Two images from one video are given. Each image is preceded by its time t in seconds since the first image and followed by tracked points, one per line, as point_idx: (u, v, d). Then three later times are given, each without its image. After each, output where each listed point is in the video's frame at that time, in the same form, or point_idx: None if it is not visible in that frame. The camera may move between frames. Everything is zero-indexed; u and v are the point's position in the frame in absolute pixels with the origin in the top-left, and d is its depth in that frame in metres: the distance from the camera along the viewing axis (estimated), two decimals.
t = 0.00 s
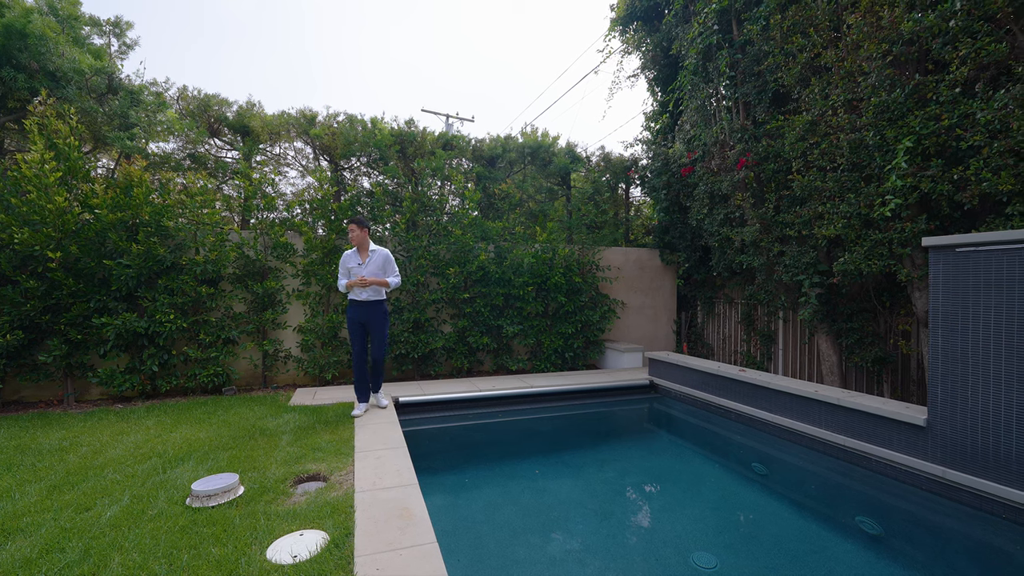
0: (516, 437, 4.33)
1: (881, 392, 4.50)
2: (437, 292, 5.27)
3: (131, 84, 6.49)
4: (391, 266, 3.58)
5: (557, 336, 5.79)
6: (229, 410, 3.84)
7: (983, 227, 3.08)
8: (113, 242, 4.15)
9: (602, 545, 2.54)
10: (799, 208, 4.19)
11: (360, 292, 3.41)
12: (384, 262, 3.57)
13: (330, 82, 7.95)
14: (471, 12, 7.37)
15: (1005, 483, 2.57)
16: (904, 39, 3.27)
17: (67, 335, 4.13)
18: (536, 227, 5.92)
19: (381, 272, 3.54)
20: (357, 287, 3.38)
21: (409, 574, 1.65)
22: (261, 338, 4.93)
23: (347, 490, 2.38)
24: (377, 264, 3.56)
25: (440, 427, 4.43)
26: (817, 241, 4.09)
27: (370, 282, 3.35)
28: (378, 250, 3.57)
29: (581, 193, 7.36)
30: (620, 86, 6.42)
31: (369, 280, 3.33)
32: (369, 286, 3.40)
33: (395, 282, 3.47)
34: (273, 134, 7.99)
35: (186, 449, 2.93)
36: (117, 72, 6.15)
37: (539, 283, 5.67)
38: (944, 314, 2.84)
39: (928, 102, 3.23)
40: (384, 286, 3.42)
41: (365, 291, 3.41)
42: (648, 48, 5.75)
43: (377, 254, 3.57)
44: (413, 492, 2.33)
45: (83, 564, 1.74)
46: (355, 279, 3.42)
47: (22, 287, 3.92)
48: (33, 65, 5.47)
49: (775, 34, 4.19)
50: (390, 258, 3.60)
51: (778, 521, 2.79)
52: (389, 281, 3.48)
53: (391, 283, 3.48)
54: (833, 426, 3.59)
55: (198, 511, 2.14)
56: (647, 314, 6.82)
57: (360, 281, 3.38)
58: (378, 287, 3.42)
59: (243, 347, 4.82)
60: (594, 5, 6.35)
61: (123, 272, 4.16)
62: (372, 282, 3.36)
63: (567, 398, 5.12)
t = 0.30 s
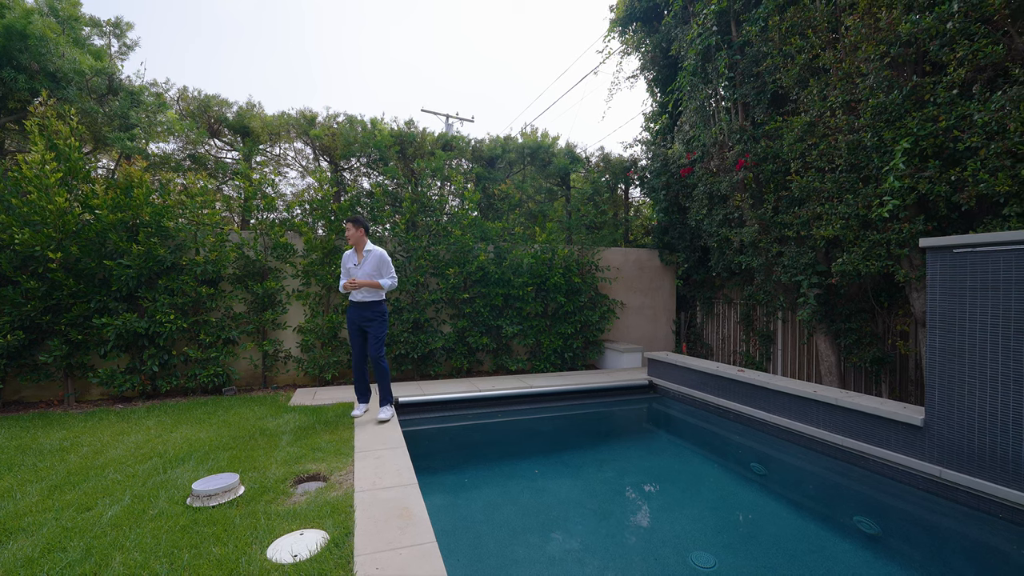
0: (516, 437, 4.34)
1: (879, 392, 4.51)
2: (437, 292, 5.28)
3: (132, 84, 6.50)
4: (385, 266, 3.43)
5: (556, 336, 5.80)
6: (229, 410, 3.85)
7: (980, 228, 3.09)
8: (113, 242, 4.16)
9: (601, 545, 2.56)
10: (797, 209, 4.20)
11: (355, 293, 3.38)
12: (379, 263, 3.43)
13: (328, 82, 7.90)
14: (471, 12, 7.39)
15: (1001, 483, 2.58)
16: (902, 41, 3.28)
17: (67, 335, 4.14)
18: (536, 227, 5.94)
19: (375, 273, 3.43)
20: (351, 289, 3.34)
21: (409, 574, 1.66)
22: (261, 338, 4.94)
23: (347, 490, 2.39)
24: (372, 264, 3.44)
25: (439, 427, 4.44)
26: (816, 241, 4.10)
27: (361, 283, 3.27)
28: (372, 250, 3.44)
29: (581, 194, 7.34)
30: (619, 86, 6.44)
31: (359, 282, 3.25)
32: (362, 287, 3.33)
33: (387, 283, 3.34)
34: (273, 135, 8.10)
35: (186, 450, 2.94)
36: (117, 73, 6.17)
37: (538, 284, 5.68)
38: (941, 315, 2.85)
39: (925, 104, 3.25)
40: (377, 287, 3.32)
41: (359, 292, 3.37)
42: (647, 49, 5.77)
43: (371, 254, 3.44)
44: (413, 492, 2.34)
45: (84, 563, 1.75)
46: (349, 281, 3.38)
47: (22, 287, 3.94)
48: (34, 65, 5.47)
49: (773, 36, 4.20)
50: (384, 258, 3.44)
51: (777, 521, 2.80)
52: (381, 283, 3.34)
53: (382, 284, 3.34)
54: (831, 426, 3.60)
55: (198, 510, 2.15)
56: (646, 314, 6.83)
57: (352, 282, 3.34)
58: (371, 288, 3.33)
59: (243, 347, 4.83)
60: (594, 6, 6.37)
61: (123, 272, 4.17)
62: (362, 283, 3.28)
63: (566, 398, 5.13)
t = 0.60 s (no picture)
0: (517, 437, 4.35)
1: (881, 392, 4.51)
2: (439, 293, 5.30)
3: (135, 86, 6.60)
4: (385, 265, 3.41)
5: (558, 336, 5.81)
6: (232, 410, 3.87)
7: (981, 228, 3.09)
8: (118, 243, 4.19)
9: (602, 544, 2.57)
10: (799, 209, 4.20)
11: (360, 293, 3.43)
12: (379, 262, 3.43)
13: (330, 83, 7.92)
14: (472, 13, 7.41)
15: (1003, 483, 2.58)
16: (903, 41, 3.28)
17: (72, 335, 4.18)
18: (537, 227, 5.95)
19: (376, 272, 3.42)
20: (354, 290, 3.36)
21: (410, 572, 1.67)
22: (264, 338, 4.97)
23: (349, 489, 2.40)
24: (373, 264, 3.44)
25: (441, 426, 4.45)
26: (817, 241, 4.10)
27: (360, 283, 3.29)
28: (373, 250, 3.44)
29: (582, 194, 7.34)
30: (620, 87, 6.44)
31: (358, 283, 3.27)
32: (363, 287, 3.34)
33: (385, 282, 3.30)
34: (275, 136, 8.14)
35: (190, 449, 2.96)
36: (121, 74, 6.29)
37: (540, 284, 5.69)
38: (942, 316, 2.85)
39: (926, 104, 3.25)
40: (376, 287, 3.29)
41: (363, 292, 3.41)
42: (648, 49, 5.77)
43: (372, 254, 3.45)
44: (415, 490, 2.36)
45: (90, 561, 1.78)
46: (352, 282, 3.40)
47: (28, 288, 3.98)
48: (39, 68, 5.44)
49: (774, 36, 4.21)
50: (383, 256, 3.41)
51: (778, 520, 2.81)
52: (379, 281, 3.33)
53: (381, 283, 3.31)
54: (832, 426, 3.61)
55: (202, 509, 2.17)
56: (648, 314, 6.83)
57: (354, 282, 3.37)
58: (372, 288, 3.32)
59: (246, 347, 4.85)
60: (595, 6, 6.39)
61: (128, 273, 4.21)
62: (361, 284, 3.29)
63: (568, 398, 5.14)
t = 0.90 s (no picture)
0: (526, 438, 4.36)
1: (895, 395, 4.45)
2: (448, 293, 5.32)
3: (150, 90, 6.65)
4: (395, 264, 3.40)
5: (567, 337, 5.81)
6: (245, 410, 3.91)
7: (998, 229, 3.04)
8: (133, 245, 4.27)
9: (612, 545, 2.57)
10: (811, 209, 4.16)
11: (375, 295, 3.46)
12: (389, 262, 3.43)
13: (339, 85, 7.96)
14: (481, 14, 7.41)
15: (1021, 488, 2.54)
16: (918, 39, 3.23)
17: (89, 336, 4.26)
18: (546, 228, 5.94)
19: (387, 272, 3.42)
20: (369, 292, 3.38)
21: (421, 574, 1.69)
22: (276, 338, 5.02)
23: (361, 489, 2.42)
24: (384, 264, 3.45)
25: (450, 427, 4.47)
26: (829, 242, 4.06)
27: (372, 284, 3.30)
28: (383, 251, 3.45)
29: (591, 195, 7.31)
30: (629, 87, 6.42)
31: (371, 284, 3.29)
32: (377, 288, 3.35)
33: (396, 281, 3.29)
34: (286, 139, 8.09)
35: (205, 448, 3.00)
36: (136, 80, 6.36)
37: (549, 285, 5.69)
38: (958, 318, 2.81)
39: (941, 102, 3.20)
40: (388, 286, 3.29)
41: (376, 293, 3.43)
42: (657, 48, 5.74)
43: (382, 254, 3.46)
44: (425, 491, 2.37)
45: (109, 558, 1.81)
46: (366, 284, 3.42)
47: (46, 289, 4.07)
48: (57, 74, 5.54)
49: (786, 35, 4.17)
50: (393, 256, 3.41)
51: (790, 524, 2.79)
52: (390, 281, 3.33)
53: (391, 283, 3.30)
54: (845, 429, 3.57)
55: (217, 508, 2.20)
56: (657, 315, 6.79)
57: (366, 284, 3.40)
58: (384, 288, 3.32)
59: (258, 347, 4.90)
60: (604, 6, 6.37)
61: (142, 275, 4.28)
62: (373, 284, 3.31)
63: (577, 399, 5.13)
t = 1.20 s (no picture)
0: (538, 437, 4.35)
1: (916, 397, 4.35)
2: (460, 293, 5.33)
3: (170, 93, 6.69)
4: (416, 266, 3.45)
5: (579, 336, 5.78)
6: (261, 408, 3.96)
7: None
8: (153, 245, 4.36)
9: (625, 546, 2.56)
10: (829, 207, 4.09)
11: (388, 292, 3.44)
12: (409, 263, 3.48)
13: (352, 85, 8.01)
14: (493, 13, 7.40)
15: None
16: (941, 32, 3.15)
17: (111, 333, 4.36)
18: (558, 227, 5.93)
19: (406, 272, 3.46)
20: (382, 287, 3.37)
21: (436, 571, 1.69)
22: (291, 337, 5.08)
23: (376, 486, 2.44)
24: (403, 264, 3.49)
25: (462, 426, 4.48)
26: (848, 240, 3.98)
27: (389, 281, 3.31)
28: (405, 250, 3.49)
29: (604, 194, 7.27)
30: (642, 85, 6.38)
31: (389, 280, 3.29)
32: (393, 285, 3.35)
33: (416, 282, 3.35)
34: (301, 139, 8.15)
35: (223, 444, 3.05)
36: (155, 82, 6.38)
37: (561, 284, 5.67)
38: (984, 319, 2.74)
39: (966, 97, 3.13)
40: (406, 286, 3.32)
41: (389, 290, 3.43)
42: (671, 46, 5.69)
43: (403, 254, 3.50)
44: (440, 489, 2.38)
45: (132, 551, 1.85)
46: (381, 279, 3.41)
47: (70, 288, 4.17)
48: (79, 78, 5.66)
49: (804, 30, 4.10)
50: (416, 258, 3.47)
51: (807, 527, 2.75)
52: (409, 281, 3.36)
53: (411, 283, 3.34)
54: (864, 431, 3.51)
55: (236, 503, 2.24)
56: (671, 315, 6.73)
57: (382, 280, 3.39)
58: (401, 286, 3.35)
59: (273, 346, 4.96)
60: (616, 4, 6.34)
61: (162, 274, 4.36)
62: (391, 282, 3.31)
63: (589, 398, 5.10)
